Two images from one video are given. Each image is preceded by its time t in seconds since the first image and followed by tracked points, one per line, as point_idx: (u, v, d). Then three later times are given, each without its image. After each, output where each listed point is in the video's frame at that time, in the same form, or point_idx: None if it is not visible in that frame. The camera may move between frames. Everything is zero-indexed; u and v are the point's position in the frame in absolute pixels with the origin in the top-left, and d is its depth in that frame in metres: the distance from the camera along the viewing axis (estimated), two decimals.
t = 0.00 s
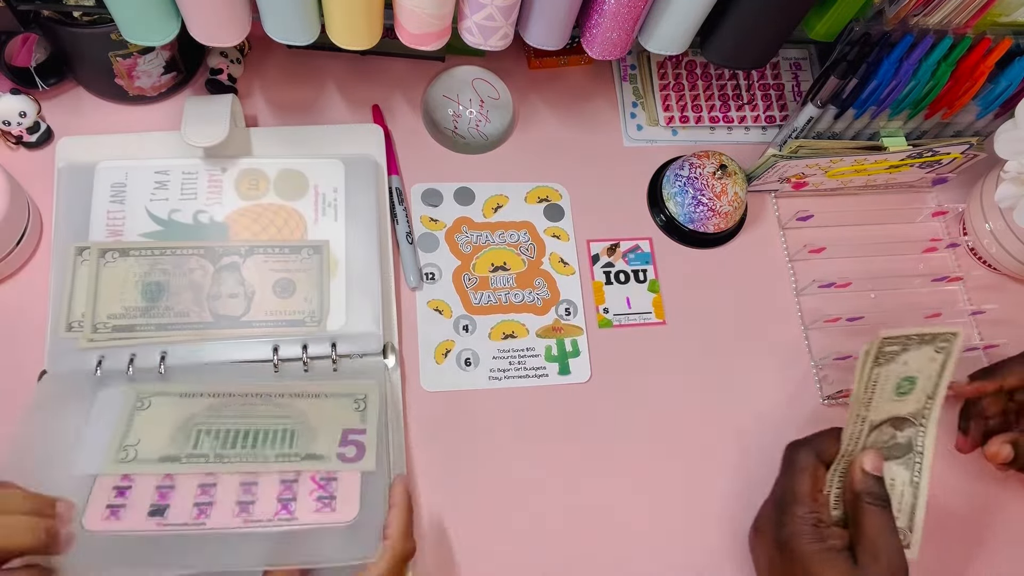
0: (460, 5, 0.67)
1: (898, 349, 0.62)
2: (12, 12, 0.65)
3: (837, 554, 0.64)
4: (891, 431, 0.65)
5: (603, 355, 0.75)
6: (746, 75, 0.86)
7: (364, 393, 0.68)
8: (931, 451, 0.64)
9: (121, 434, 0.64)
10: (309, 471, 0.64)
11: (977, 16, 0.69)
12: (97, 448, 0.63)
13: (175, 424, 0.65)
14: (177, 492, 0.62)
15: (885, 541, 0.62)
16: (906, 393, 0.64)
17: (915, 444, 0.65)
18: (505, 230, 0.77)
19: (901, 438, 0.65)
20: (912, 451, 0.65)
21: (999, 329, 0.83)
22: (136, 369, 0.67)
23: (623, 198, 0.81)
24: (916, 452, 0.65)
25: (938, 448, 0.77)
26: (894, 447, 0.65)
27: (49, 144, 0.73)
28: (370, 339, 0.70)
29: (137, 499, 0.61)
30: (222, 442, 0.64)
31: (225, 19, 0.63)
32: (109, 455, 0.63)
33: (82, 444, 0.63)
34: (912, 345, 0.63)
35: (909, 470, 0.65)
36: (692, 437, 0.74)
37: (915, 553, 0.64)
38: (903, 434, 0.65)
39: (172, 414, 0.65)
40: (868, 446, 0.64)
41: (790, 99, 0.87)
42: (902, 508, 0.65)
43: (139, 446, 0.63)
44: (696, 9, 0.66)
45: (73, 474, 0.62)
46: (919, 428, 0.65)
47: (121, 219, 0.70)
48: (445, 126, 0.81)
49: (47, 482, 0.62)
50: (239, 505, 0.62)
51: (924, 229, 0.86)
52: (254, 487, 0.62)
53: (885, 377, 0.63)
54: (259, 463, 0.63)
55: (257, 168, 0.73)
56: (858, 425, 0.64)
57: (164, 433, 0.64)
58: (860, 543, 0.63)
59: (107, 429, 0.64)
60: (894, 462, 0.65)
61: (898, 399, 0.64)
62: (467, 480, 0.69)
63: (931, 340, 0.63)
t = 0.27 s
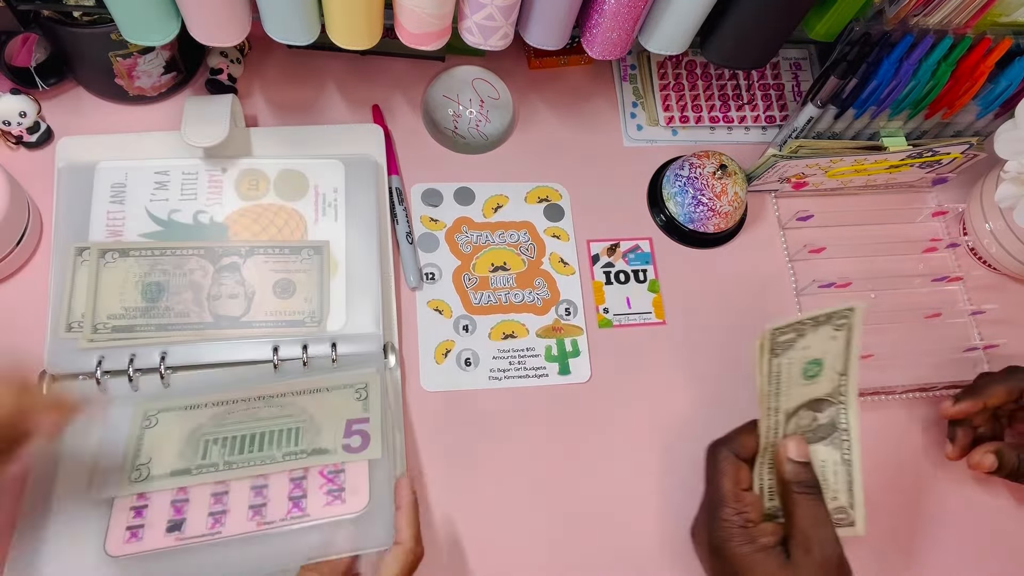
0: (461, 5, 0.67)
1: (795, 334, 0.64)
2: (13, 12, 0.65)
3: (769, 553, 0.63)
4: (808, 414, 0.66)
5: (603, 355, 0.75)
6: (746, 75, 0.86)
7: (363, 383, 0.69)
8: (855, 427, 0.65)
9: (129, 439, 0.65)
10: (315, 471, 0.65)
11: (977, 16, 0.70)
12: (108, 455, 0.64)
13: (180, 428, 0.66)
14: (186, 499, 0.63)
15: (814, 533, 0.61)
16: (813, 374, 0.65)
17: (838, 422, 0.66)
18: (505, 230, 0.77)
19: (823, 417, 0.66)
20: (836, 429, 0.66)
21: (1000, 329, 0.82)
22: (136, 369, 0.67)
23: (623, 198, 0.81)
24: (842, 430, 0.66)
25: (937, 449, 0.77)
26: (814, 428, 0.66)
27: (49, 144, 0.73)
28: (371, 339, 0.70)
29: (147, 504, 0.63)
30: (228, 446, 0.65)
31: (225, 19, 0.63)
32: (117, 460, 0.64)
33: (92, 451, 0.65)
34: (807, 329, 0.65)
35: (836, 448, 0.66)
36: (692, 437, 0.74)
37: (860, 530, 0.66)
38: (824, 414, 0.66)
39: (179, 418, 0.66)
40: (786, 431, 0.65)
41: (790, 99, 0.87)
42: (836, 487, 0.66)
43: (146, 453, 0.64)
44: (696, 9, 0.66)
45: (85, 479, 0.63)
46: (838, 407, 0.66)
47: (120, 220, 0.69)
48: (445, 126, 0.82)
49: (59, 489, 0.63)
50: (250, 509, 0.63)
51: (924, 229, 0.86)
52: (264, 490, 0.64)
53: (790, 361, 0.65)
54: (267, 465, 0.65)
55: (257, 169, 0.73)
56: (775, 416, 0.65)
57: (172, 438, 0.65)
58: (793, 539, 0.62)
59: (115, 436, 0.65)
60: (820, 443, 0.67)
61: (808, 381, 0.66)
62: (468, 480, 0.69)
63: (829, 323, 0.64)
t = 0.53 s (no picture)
0: (460, 5, 0.67)
1: (797, 335, 0.63)
2: (12, 11, 0.65)
3: (766, 553, 0.63)
4: (808, 415, 0.66)
5: (603, 355, 0.75)
6: (746, 75, 0.86)
7: (366, 402, 0.69)
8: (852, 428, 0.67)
9: (133, 447, 0.65)
10: (320, 495, 0.66)
11: (977, 16, 0.70)
12: (112, 462, 0.65)
13: (185, 431, 0.66)
14: (196, 516, 0.65)
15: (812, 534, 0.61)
16: (813, 375, 0.66)
17: (835, 423, 0.67)
18: (505, 230, 0.77)
19: (821, 418, 0.67)
20: (835, 430, 0.67)
21: (999, 329, 0.83)
22: (137, 368, 0.66)
23: (623, 198, 0.81)
24: (840, 431, 0.67)
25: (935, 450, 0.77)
26: (812, 430, 0.67)
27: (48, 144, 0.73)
28: (371, 339, 0.70)
29: (157, 519, 0.64)
30: (234, 454, 0.66)
31: (225, 19, 0.63)
32: (122, 471, 0.65)
33: (95, 454, 0.65)
34: (806, 330, 0.64)
35: (835, 449, 0.68)
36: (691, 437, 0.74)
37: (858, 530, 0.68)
38: (823, 415, 0.67)
39: (181, 428, 0.66)
40: (786, 434, 0.65)
41: (790, 99, 0.87)
42: (835, 489, 0.67)
43: (151, 465, 0.65)
44: (696, 9, 0.66)
45: (90, 482, 0.64)
46: (837, 408, 0.67)
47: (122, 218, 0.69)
48: (445, 126, 0.82)
49: (63, 489, 0.64)
50: (259, 533, 0.65)
51: (924, 229, 0.86)
52: (271, 513, 0.65)
53: (791, 362, 0.64)
54: (272, 487, 0.66)
55: (260, 168, 0.73)
56: (775, 418, 0.64)
57: (177, 451, 0.66)
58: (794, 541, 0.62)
59: (119, 441, 0.65)
60: (820, 444, 0.67)
61: (807, 382, 0.66)
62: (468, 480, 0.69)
63: (829, 324, 0.65)
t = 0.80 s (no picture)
0: (460, 5, 0.67)
1: (814, 335, 0.66)
2: (13, 11, 0.65)
3: (777, 551, 0.62)
4: (822, 418, 0.67)
5: (603, 355, 0.75)
6: (746, 75, 0.86)
7: (365, 403, 0.69)
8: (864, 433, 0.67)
9: (133, 448, 0.65)
10: (320, 496, 0.66)
11: (977, 16, 0.70)
12: (112, 463, 0.65)
13: (184, 430, 0.66)
14: (197, 518, 0.65)
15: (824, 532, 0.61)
16: (830, 378, 0.67)
17: (849, 427, 0.67)
18: (505, 229, 0.77)
19: (835, 423, 0.67)
20: (849, 435, 0.67)
21: (999, 329, 0.83)
22: (136, 368, 0.67)
23: (623, 198, 0.81)
24: (854, 436, 0.67)
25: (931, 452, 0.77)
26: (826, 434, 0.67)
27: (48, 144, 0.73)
28: (371, 339, 0.70)
29: (158, 520, 0.64)
30: (235, 455, 0.66)
31: (225, 19, 0.63)
32: (123, 472, 0.65)
33: (95, 454, 0.65)
34: (825, 331, 0.66)
35: (849, 455, 0.67)
36: (691, 437, 0.74)
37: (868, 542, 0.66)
38: (837, 419, 0.67)
39: (181, 428, 0.66)
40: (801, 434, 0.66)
41: (790, 99, 0.87)
42: (847, 496, 0.66)
43: (152, 466, 0.65)
44: (696, 9, 0.66)
45: (90, 483, 0.64)
46: (851, 412, 0.67)
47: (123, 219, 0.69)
48: (445, 126, 0.82)
49: (62, 488, 0.64)
50: (260, 534, 0.65)
51: (924, 229, 0.86)
52: (273, 514, 0.65)
53: (808, 361, 0.66)
54: (273, 487, 0.66)
55: (261, 170, 0.74)
56: (791, 414, 0.65)
57: (178, 452, 0.66)
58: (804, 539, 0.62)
59: (118, 441, 0.65)
60: (832, 449, 0.67)
61: (824, 384, 0.67)
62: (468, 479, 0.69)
63: (847, 326, 0.66)
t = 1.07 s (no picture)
0: (460, 5, 0.67)
1: (790, 333, 0.65)
2: (12, 11, 0.65)
3: (772, 552, 0.61)
4: (806, 412, 0.67)
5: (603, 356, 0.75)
6: (746, 75, 0.86)
7: (366, 399, 0.69)
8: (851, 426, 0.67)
9: (134, 449, 0.65)
10: (322, 494, 0.66)
11: (977, 16, 0.70)
12: (113, 463, 0.65)
13: (184, 430, 0.66)
14: (199, 517, 0.65)
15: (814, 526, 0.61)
16: (809, 372, 0.66)
17: (836, 419, 0.67)
18: (505, 230, 0.77)
19: (820, 415, 0.67)
20: (836, 427, 0.67)
21: (999, 329, 0.83)
22: (136, 368, 0.67)
23: (623, 198, 0.81)
24: (840, 428, 0.67)
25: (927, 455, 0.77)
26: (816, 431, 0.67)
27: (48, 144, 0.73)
28: (371, 339, 0.71)
29: (161, 521, 0.64)
30: (235, 454, 0.66)
31: (225, 19, 0.63)
32: (124, 472, 0.65)
33: (96, 454, 0.65)
34: (799, 328, 0.65)
35: (839, 449, 0.67)
36: (691, 437, 0.74)
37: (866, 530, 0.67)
38: (822, 414, 0.67)
39: (181, 428, 0.66)
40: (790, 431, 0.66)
41: (790, 99, 0.87)
42: (841, 488, 0.67)
43: (153, 467, 0.65)
44: (695, 9, 0.66)
45: (92, 483, 0.64)
46: (834, 404, 0.67)
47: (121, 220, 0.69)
48: (445, 126, 0.83)
49: (63, 488, 0.64)
50: (263, 532, 0.65)
51: (924, 229, 0.86)
52: (275, 512, 0.65)
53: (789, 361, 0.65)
54: (275, 486, 0.66)
55: (261, 171, 0.74)
56: (775, 414, 0.65)
57: (179, 452, 0.66)
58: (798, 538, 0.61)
59: (118, 441, 0.65)
60: (820, 442, 0.67)
61: (804, 378, 0.66)
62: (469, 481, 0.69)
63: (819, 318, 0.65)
